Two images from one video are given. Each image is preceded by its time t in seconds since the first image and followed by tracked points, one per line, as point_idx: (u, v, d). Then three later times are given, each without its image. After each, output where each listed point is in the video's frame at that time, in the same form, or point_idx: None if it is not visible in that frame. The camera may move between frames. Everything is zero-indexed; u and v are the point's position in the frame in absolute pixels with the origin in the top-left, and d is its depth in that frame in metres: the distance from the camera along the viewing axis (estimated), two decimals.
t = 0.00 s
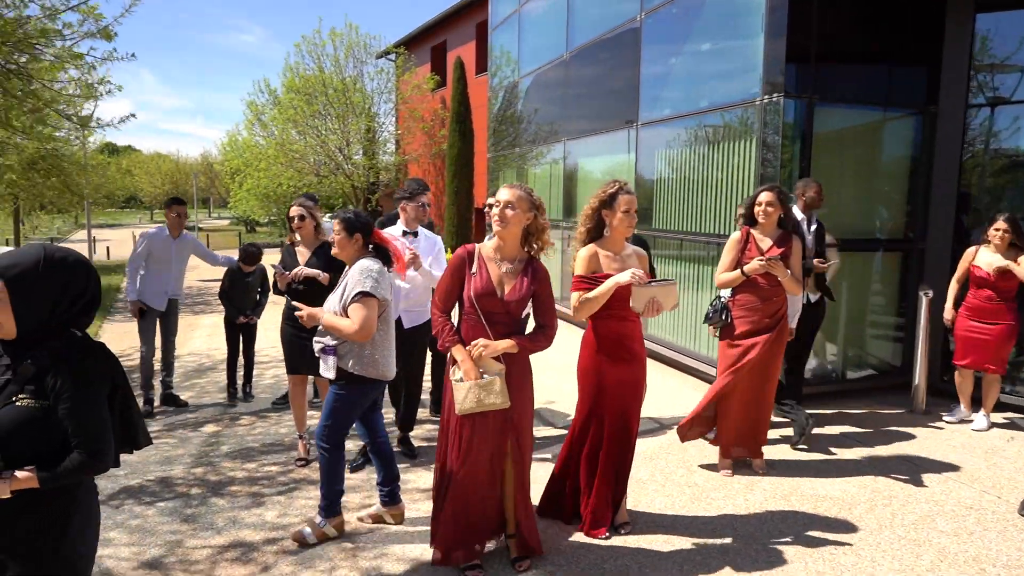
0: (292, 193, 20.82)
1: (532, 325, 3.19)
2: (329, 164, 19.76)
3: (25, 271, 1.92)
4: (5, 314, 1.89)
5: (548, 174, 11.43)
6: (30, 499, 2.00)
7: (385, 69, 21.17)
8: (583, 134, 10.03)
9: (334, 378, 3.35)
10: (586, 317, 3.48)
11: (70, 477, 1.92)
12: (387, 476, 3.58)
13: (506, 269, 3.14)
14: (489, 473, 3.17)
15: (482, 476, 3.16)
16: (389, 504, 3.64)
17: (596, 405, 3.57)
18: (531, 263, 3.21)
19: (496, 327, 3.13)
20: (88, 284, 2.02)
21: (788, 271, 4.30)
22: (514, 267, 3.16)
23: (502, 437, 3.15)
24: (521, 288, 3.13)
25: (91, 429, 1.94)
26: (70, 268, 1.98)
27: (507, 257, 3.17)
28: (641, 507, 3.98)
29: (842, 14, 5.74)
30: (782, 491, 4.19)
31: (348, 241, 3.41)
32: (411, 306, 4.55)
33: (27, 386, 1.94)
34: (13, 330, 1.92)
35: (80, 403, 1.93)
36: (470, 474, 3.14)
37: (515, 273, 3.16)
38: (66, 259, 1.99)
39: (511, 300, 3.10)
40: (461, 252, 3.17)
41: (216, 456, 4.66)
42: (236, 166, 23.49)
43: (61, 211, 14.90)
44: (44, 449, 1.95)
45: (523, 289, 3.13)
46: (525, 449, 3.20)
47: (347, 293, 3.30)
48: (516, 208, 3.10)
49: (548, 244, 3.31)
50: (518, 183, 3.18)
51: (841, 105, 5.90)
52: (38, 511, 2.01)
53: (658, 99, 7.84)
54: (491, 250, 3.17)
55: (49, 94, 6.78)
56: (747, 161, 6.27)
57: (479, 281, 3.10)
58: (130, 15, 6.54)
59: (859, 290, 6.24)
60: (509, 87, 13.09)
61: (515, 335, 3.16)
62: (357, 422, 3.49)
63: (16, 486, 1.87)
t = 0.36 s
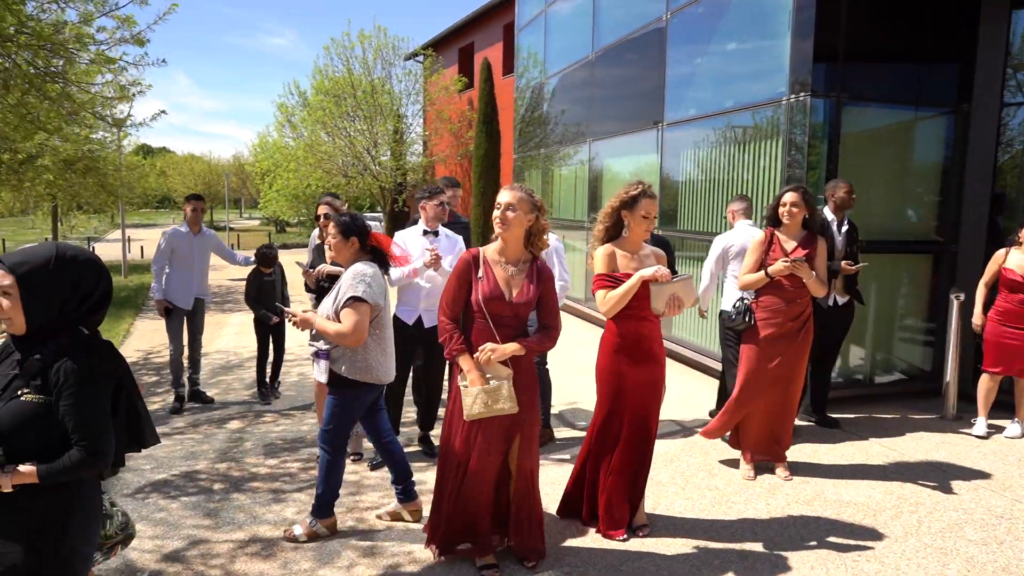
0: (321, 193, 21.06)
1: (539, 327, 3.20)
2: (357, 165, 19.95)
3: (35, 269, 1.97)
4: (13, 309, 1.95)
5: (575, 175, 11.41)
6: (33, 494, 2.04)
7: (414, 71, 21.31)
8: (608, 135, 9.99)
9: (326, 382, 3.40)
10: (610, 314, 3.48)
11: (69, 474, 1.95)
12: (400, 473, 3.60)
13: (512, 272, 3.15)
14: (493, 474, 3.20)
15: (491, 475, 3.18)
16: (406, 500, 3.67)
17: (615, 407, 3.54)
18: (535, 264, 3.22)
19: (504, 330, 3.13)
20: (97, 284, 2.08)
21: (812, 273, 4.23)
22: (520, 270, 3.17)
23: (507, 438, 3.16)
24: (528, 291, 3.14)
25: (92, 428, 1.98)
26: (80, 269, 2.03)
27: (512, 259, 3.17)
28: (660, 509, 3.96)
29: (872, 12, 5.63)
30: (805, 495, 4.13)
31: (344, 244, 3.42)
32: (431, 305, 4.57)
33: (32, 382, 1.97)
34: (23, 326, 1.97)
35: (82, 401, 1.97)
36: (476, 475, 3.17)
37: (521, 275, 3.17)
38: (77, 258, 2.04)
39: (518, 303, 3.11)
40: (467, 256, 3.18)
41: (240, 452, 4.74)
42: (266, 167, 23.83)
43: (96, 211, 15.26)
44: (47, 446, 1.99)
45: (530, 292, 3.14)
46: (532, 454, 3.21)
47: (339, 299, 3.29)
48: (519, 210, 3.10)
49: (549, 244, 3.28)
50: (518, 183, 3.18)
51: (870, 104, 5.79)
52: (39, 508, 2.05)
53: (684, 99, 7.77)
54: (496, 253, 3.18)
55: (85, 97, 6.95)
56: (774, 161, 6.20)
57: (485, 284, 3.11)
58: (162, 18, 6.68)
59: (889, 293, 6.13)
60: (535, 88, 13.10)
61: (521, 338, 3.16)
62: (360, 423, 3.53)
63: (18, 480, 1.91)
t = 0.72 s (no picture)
0: (342, 194, 21.21)
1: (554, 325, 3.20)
2: (377, 166, 20.02)
3: (48, 269, 1.97)
4: (25, 309, 1.96)
5: (595, 176, 11.38)
6: (37, 497, 1.99)
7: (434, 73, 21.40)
8: (629, 135, 9.95)
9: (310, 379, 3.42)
10: (628, 314, 3.46)
11: (74, 475, 1.94)
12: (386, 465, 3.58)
13: (525, 269, 3.15)
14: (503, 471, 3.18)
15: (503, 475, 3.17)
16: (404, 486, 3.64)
17: (630, 409, 3.52)
18: (548, 260, 3.22)
19: (520, 328, 3.12)
20: (109, 285, 2.07)
21: (835, 274, 4.17)
22: (532, 267, 3.17)
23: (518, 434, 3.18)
24: (542, 288, 3.13)
25: (98, 428, 1.96)
26: (92, 268, 2.02)
27: (523, 256, 3.18)
28: (678, 512, 3.93)
29: (897, 10, 5.55)
30: (826, 499, 4.08)
31: (332, 243, 3.43)
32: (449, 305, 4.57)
33: (41, 382, 1.97)
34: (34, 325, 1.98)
35: (89, 401, 1.94)
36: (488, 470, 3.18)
37: (535, 272, 3.17)
38: (90, 259, 2.03)
39: (533, 300, 3.10)
40: (478, 256, 3.19)
41: (259, 451, 4.78)
42: (288, 168, 24.04)
43: (121, 212, 15.46)
44: (55, 445, 1.98)
45: (544, 288, 3.14)
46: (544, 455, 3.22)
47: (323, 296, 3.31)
48: (526, 206, 3.10)
49: (558, 240, 3.28)
50: (524, 182, 3.15)
51: (895, 103, 5.71)
52: (43, 509, 2.00)
53: (704, 100, 7.72)
54: (507, 251, 3.18)
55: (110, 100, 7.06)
56: (795, 161, 6.14)
57: (499, 282, 3.11)
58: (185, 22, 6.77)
59: (913, 294, 6.03)
60: (555, 89, 13.10)
61: (538, 335, 3.16)
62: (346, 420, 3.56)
63: (26, 480, 1.91)
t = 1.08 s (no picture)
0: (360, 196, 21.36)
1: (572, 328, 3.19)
2: (395, 168, 20.16)
3: (69, 272, 1.97)
4: (47, 311, 1.97)
5: (612, 177, 11.35)
6: (48, 496, 1.98)
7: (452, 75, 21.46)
8: (646, 136, 9.93)
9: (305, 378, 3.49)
10: (645, 317, 3.45)
11: (83, 476, 1.91)
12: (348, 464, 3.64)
13: (543, 272, 3.15)
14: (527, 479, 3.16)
15: (523, 480, 3.14)
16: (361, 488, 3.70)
17: (648, 411, 3.51)
18: (565, 262, 3.22)
19: (538, 333, 3.12)
20: (129, 286, 2.08)
21: (856, 277, 4.13)
22: (549, 269, 3.18)
23: (541, 437, 3.18)
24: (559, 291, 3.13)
25: (108, 428, 1.93)
26: (112, 271, 2.03)
27: (542, 259, 3.18)
28: (696, 515, 3.91)
29: (919, 10, 5.48)
30: (846, 504, 4.03)
31: (329, 244, 3.49)
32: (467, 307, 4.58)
33: (55, 382, 1.97)
34: (55, 327, 1.99)
35: (99, 402, 1.92)
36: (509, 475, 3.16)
37: (553, 274, 3.17)
38: (110, 261, 2.03)
39: (552, 304, 3.10)
40: (495, 261, 3.19)
41: (277, 451, 4.82)
42: (307, 170, 24.24)
43: (142, 214, 15.65)
44: (68, 445, 1.97)
45: (561, 291, 3.14)
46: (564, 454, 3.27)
47: (315, 296, 3.33)
48: (542, 210, 3.11)
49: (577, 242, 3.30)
50: (539, 183, 3.18)
51: (917, 104, 5.64)
52: (52, 509, 1.98)
53: (723, 100, 7.67)
54: (525, 254, 3.19)
55: (133, 104, 7.16)
56: (815, 163, 6.10)
57: (517, 286, 3.11)
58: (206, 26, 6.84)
59: (935, 297, 5.96)
60: (572, 90, 13.09)
61: (557, 339, 3.17)
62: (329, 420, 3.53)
63: (37, 481, 1.91)
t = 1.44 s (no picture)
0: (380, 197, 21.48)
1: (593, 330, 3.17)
2: (414, 169, 20.28)
3: (96, 269, 2.00)
4: (73, 308, 2.00)
5: (631, 178, 11.31)
6: (66, 491, 2.01)
7: (471, 76, 21.51)
8: (666, 137, 9.88)
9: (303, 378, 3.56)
10: (665, 319, 3.43)
11: (97, 475, 1.94)
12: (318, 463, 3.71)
13: (565, 273, 3.15)
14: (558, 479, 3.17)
15: (546, 479, 3.16)
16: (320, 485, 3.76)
17: (668, 412, 3.49)
18: (591, 263, 3.18)
19: (556, 336, 3.12)
20: (154, 283, 2.10)
21: (879, 280, 4.09)
22: (573, 270, 3.16)
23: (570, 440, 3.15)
24: (580, 293, 3.11)
25: (125, 427, 1.96)
26: (137, 268, 2.06)
27: (565, 260, 3.18)
28: (716, 517, 3.88)
29: (945, 9, 5.41)
30: (868, 509, 3.99)
31: (329, 248, 3.52)
32: (486, 308, 4.59)
33: (77, 378, 2.00)
34: (81, 323, 2.02)
35: (117, 399, 1.95)
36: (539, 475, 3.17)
37: (576, 275, 3.16)
38: (136, 259, 2.06)
39: (570, 306, 3.09)
40: (519, 261, 3.24)
41: (298, 449, 4.86)
42: (327, 171, 24.41)
43: (165, 213, 15.83)
44: (88, 441, 2.00)
45: (582, 293, 3.11)
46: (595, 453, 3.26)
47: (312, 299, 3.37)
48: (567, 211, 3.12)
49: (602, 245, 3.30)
50: (568, 185, 3.20)
51: (942, 104, 5.56)
52: (70, 506, 2.01)
53: (744, 101, 7.62)
54: (550, 255, 3.21)
55: (158, 105, 7.26)
56: (837, 164, 6.04)
57: (536, 288, 3.13)
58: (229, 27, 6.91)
59: (960, 300, 5.88)
60: (591, 91, 13.07)
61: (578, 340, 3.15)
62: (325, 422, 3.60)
63: (55, 476, 1.94)
